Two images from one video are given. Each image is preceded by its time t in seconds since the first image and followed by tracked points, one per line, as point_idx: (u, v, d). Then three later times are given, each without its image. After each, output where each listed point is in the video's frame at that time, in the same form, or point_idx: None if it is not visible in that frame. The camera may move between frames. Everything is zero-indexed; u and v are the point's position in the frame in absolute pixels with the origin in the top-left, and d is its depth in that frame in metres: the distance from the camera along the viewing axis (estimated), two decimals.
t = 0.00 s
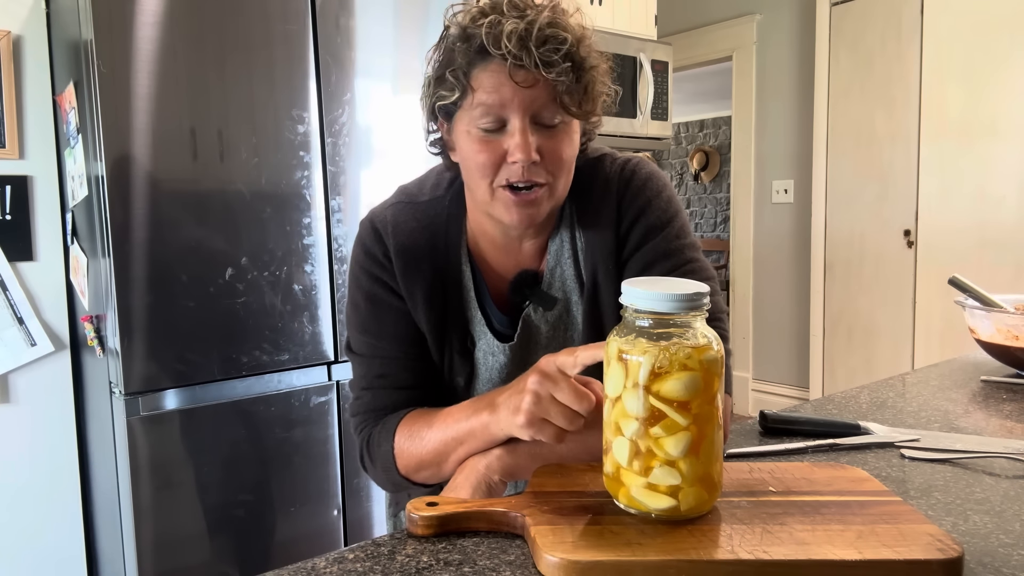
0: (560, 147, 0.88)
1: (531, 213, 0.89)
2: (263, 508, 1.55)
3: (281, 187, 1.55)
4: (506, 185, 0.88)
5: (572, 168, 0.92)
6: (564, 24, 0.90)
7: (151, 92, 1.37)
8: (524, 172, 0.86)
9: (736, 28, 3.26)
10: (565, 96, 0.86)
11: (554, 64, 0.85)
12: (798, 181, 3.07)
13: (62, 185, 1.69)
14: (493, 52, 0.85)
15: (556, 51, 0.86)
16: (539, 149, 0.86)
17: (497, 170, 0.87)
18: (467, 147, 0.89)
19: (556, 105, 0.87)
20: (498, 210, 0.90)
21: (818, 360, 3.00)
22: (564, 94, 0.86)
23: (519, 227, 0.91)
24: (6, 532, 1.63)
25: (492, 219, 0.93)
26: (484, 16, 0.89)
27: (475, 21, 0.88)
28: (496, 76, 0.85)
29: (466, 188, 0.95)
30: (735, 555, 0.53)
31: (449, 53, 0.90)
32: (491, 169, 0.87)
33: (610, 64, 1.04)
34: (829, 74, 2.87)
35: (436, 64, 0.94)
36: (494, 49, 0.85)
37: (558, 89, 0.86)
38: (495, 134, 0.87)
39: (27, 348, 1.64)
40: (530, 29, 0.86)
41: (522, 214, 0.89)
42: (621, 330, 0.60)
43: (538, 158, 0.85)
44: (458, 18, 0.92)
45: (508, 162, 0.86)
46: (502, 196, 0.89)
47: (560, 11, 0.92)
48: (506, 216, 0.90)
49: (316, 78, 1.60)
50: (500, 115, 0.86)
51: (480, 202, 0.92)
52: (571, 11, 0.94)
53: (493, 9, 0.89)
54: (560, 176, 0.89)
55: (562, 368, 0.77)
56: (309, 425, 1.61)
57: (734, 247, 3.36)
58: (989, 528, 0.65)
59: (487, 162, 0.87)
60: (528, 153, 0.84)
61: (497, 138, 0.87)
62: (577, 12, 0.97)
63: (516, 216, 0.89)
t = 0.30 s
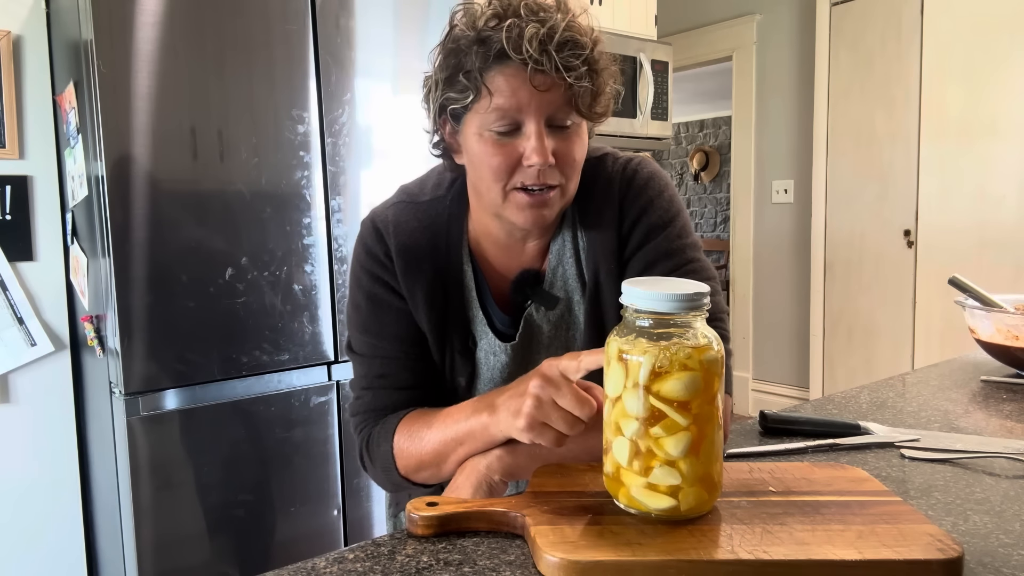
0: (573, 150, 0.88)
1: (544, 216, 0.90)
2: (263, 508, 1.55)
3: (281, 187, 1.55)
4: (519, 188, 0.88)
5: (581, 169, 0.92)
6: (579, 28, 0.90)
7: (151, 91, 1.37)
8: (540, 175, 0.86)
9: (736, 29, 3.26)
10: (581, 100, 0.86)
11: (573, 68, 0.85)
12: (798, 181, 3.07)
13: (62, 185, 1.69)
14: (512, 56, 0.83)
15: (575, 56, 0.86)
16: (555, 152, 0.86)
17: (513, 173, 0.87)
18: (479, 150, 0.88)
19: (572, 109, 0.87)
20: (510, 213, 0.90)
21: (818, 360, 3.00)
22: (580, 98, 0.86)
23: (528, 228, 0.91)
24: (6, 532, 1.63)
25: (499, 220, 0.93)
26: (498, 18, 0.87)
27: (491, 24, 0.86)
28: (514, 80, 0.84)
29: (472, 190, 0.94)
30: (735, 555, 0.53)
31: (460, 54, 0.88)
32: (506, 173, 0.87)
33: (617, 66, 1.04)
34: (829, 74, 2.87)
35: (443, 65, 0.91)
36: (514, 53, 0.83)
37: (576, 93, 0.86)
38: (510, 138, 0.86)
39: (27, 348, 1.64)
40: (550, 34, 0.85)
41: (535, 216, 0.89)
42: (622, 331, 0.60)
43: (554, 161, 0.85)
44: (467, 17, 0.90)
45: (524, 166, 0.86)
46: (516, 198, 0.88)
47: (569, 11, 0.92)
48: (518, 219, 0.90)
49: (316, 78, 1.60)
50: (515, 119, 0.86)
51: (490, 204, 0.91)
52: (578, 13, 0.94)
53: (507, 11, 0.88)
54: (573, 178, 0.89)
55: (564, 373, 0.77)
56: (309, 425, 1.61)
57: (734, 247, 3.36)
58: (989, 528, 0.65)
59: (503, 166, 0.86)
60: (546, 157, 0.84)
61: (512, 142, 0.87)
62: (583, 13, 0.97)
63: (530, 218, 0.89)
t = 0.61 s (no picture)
0: (574, 148, 0.88)
1: (546, 215, 0.89)
2: (263, 508, 1.55)
3: (280, 187, 1.55)
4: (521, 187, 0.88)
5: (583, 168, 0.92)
6: (580, 27, 0.90)
7: (151, 91, 1.37)
8: (541, 174, 0.86)
9: (736, 29, 3.26)
10: (583, 98, 0.86)
11: (574, 67, 0.85)
12: (798, 181, 3.07)
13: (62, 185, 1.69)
14: (514, 55, 0.83)
15: (576, 54, 0.86)
16: (556, 151, 0.85)
17: (514, 172, 0.86)
18: (481, 149, 0.88)
19: (573, 107, 0.87)
20: (512, 212, 0.89)
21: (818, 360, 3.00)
22: (581, 97, 0.86)
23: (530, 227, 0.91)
24: (6, 532, 1.63)
25: (500, 219, 0.92)
26: (499, 18, 0.87)
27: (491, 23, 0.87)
28: (515, 78, 0.84)
29: (474, 189, 0.94)
30: (735, 555, 0.53)
31: (461, 54, 0.88)
32: (507, 171, 0.86)
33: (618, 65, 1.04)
34: (829, 74, 2.87)
35: (443, 64, 0.91)
36: (515, 52, 0.83)
37: (577, 92, 0.86)
38: (511, 136, 0.86)
39: (27, 348, 1.64)
40: (551, 32, 0.85)
41: (537, 215, 0.89)
42: (622, 331, 0.60)
43: (555, 159, 0.85)
44: (467, 17, 0.90)
45: (525, 164, 0.85)
46: (516, 197, 0.88)
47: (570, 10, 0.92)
48: (519, 217, 0.89)
49: (316, 78, 1.60)
50: (517, 117, 0.86)
51: (491, 203, 0.91)
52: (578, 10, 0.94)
53: (507, 10, 0.88)
54: (575, 177, 0.89)
55: (562, 373, 0.77)
56: (309, 425, 1.61)
57: (734, 247, 3.36)
58: (989, 528, 0.65)
59: (504, 165, 0.86)
60: (547, 155, 0.84)
61: (512, 141, 0.86)
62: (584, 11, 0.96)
63: (531, 217, 0.89)
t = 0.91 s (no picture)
0: (569, 146, 0.88)
1: (542, 212, 0.88)
2: (263, 508, 1.55)
3: (281, 187, 1.55)
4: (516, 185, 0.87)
5: (579, 167, 0.92)
6: (571, 24, 0.90)
7: (151, 91, 1.37)
8: (535, 172, 0.85)
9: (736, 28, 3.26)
10: (575, 95, 0.86)
11: (564, 64, 0.85)
12: (798, 181, 3.07)
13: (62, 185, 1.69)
14: (504, 53, 0.84)
15: (566, 51, 0.86)
16: (550, 148, 0.85)
17: (508, 169, 0.86)
18: (476, 147, 0.88)
19: (566, 104, 0.86)
20: (508, 210, 0.89)
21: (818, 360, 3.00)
22: (573, 94, 0.86)
23: (527, 225, 0.91)
24: (6, 532, 1.63)
25: (499, 219, 0.92)
26: (490, 17, 0.88)
27: (481, 23, 0.87)
28: (506, 76, 0.85)
29: (472, 188, 0.93)
30: (735, 555, 0.53)
31: (455, 54, 0.89)
32: (501, 169, 0.86)
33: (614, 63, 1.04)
34: (829, 73, 2.87)
35: (440, 65, 0.92)
36: (504, 50, 0.84)
37: (569, 90, 0.86)
38: (505, 134, 0.86)
39: (27, 348, 1.64)
40: (540, 30, 0.85)
41: (532, 213, 0.88)
42: (621, 331, 0.60)
43: (549, 156, 0.85)
44: (462, 19, 0.91)
45: (519, 162, 0.85)
46: (512, 195, 0.88)
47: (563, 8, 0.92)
48: (515, 216, 0.89)
49: (317, 78, 1.60)
50: (510, 116, 0.85)
51: (488, 202, 0.91)
52: (573, 9, 0.94)
53: (499, 10, 0.89)
54: (570, 175, 0.89)
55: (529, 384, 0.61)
56: (308, 425, 1.61)
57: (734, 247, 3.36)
58: (989, 528, 0.65)
59: (498, 162, 0.86)
60: (540, 152, 0.84)
61: (507, 138, 0.86)
62: (579, 10, 0.96)
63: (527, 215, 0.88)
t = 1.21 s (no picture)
0: (546, 140, 0.87)
1: (522, 210, 0.87)
2: (263, 508, 1.55)
3: (280, 187, 1.55)
4: (495, 182, 0.88)
5: (565, 163, 0.91)
6: (546, 13, 0.89)
7: (151, 91, 1.37)
8: (509, 167, 0.85)
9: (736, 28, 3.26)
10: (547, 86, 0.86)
11: (530, 54, 0.84)
12: (798, 181, 3.07)
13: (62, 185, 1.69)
14: (472, 47, 0.85)
15: (533, 40, 0.85)
16: (523, 142, 0.85)
17: (484, 165, 0.86)
18: (457, 144, 0.89)
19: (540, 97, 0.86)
20: (488, 207, 0.89)
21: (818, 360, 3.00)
22: (548, 86, 0.86)
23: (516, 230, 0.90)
24: (6, 532, 1.63)
25: (491, 223, 0.92)
26: (467, 13, 0.88)
27: (458, 17, 0.88)
28: (479, 71, 0.86)
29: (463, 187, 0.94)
30: (735, 555, 0.53)
31: (437, 52, 0.91)
32: (478, 165, 0.87)
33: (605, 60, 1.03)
34: (829, 73, 2.87)
35: (428, 66, 0.94)
36: (472, 43, 0.84)
37: (542, 82, 0.86)
38: (482, 130, 0.87)
39: (27, 348, 1.64)
40: (507, 20, 0.85)
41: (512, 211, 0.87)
42: (621, 330, 0.61)
43: (522, 151, 0.84)
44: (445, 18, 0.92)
45: (493, 158, 0.85)
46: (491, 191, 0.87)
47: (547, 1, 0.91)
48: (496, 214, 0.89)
49: (316, 78, 1.60)
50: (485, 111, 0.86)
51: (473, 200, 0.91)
52: (561, 6, 0.94)
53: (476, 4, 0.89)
54: (550, 172, 0.88)
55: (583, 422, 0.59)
56: (308, 425, 1.61)
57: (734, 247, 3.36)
58: (989, 528, 0.65)
59: (474, 158, 0.86)
60: (512, 146, 0.84)
61: (484, 134, 0.87)
62: (568, 6, 0.96)
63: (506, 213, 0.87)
